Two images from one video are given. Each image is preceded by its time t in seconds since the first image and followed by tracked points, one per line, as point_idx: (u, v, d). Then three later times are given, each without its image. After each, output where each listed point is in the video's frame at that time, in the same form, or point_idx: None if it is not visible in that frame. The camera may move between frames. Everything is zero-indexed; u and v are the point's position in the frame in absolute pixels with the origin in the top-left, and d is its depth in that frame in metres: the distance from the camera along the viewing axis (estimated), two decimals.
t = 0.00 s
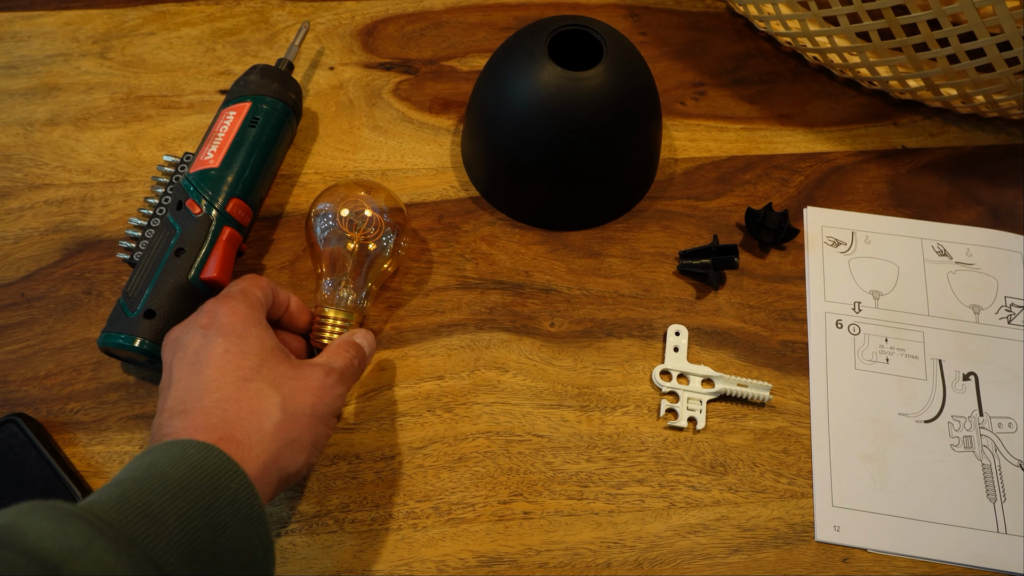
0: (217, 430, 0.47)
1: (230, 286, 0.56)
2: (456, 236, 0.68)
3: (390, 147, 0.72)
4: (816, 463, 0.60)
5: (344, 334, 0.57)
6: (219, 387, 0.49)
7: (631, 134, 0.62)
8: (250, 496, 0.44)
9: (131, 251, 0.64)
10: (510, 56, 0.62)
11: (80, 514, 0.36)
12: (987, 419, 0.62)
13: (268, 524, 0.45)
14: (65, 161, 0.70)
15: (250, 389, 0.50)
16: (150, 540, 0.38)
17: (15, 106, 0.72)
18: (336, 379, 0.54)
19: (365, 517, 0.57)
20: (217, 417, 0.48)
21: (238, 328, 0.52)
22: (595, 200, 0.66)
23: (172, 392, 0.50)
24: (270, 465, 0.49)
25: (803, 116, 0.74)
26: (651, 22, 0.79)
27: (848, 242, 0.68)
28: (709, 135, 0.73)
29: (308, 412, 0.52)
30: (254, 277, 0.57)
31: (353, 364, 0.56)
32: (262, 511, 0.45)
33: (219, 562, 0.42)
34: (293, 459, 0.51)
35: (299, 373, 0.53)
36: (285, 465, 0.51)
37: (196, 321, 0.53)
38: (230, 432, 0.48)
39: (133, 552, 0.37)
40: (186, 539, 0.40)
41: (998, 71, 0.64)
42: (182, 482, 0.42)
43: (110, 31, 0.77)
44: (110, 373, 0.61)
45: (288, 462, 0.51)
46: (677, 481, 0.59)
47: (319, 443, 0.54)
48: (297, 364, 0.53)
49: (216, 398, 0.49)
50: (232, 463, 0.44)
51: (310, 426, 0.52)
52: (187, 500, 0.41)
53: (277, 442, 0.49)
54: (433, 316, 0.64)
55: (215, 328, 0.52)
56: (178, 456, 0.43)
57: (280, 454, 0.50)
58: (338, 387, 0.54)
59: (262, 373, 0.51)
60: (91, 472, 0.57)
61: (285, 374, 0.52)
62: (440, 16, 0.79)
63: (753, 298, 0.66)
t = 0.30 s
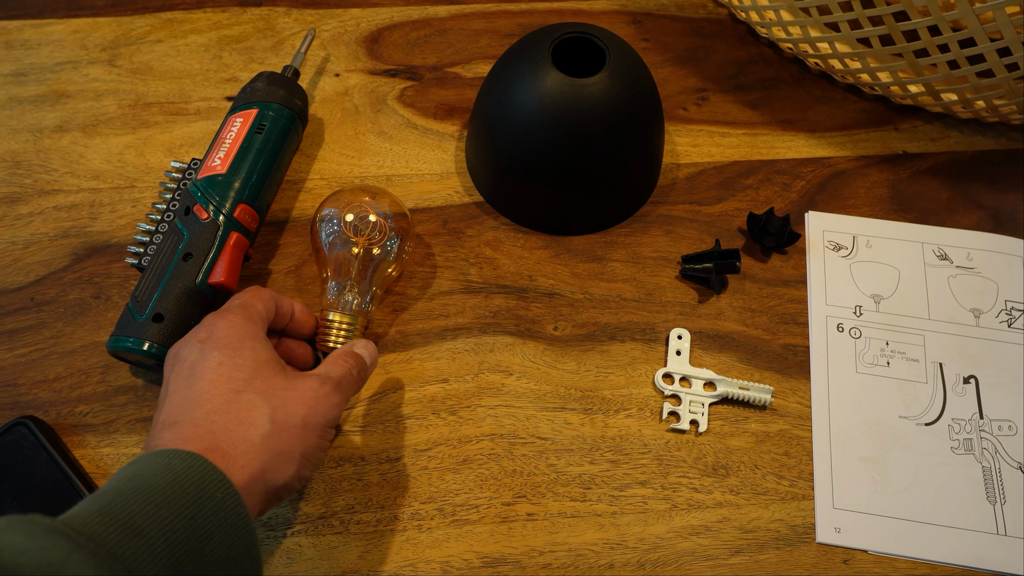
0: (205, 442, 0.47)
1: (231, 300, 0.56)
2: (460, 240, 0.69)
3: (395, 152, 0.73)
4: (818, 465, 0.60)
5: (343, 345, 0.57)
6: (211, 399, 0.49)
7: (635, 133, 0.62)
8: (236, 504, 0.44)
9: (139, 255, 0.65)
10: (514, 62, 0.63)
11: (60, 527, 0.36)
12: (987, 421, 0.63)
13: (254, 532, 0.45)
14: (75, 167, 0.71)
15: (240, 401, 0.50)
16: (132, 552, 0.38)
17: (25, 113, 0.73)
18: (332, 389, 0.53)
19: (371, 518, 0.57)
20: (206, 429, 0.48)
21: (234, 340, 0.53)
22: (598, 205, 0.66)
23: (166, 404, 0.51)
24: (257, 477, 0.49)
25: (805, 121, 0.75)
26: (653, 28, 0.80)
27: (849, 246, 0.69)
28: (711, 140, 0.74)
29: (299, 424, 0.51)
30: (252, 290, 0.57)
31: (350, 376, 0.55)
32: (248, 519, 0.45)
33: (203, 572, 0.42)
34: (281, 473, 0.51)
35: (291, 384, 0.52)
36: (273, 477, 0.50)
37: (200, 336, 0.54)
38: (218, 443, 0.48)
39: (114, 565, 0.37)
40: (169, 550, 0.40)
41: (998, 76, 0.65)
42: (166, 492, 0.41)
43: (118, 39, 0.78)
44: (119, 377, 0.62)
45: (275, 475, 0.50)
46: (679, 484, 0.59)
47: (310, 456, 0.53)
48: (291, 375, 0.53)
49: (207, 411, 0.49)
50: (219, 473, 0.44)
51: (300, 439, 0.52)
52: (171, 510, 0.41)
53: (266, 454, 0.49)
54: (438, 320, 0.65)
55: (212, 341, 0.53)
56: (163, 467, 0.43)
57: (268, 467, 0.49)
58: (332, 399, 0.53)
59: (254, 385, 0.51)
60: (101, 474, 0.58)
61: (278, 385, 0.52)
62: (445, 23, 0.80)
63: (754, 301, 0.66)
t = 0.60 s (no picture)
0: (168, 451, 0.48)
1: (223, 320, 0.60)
2: (466, 245, 0.70)
3: (401, 159, 0.74)
4: (819, 466, 0.61)
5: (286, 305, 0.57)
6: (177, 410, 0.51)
7: (638, 140, 0.64)
8: (206, 508, 0.44)
9: (151, 259, 0.66)
10: (519, 70, 0.65)
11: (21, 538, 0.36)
12: (987, 423, 0.63)
13: (226, 535, 0.45)
14: (89, 174, 0.72)
15: (199, 407, 0.51)
16: (98, 561, 0.38)
17: (40, 121, 0.75)
18: (269, 360, 0.53)
19: (378, 517, 0.58)
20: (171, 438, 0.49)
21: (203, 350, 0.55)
22: (601, 210, 0.68)
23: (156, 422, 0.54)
24: (225, 472, 0.49)
25: (805, 128, 0.76)
26: (655, 37, 0.81)
27: (849, 250, 0.70)
28: (713, 146, 0.75)
29: (257, 411, 0.51)
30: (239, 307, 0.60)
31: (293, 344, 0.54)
32: (219, 522, 0.45)
33: None
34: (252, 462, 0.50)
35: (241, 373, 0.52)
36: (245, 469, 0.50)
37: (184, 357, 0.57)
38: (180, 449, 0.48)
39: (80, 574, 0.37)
40: (136, 557, 0.40)
41: (994, 84, 0.66)
42: (133, 500, 0.41)
43: (132, 49, 0.79)
44: (132, 378, 0.63)
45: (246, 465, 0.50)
46: (682, 484, 0.60)
47: (280, 437, 0.53)
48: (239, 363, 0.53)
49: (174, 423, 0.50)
50: (187, 475, 0.44)
51: (263, 425, 0.51)
52: (140, 517, 0.41)
53: (228, 450, 0.49)
54: (444, 322, 0.66)
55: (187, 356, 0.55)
56: (130, 474, 0.43)
57: (235, 461, 0.49)
58: (284, 380, 0.53)
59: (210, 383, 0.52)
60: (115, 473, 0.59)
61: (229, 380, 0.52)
62: (450, 32, 0.81)
63: (756, 305, 0.68)
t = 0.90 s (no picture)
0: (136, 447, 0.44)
1: (111, 263, 0.51)
2: (484, 245, 0.70)
3: (421, 159, 0.75)
4: (833, 472, 0.62)
5: (235, 291, 0.55)
6: (130, 394, 0.45)
7: (654, 152, 0.65)
8: (184, 516, 0.43)
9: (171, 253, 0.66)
10: (542, 72, 0.65)
11: None
12: (1000, 433, 0.64)
13: (203, 540, 0.44)
14: (114, 167, 0.73)
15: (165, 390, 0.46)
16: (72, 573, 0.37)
17: (67, 114, 0.76)
18: (246, 347, 0.52)
19: (395, 512, 0.59)
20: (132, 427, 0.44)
21: (129, 323, 0.48)
22: (619, 213, 0.68)
23: (70, 406, 0.46)
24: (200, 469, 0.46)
25: (821, 136, 0.77)
26: (673, 44, 0.82)
27: (864, 258, 0.70)
28: (729, 152, 0.76)
29: (234, 397, 0.49)
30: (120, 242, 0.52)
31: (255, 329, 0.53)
32: (196, 527, 0.43)
33: None
34: (224, 455, 0.49)
35: (215, 359, 0.49)
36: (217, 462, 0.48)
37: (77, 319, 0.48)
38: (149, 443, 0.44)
39: None
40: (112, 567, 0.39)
41: (1010, 96, 0.67)
42: (108, 505, 0.40)
43: (157, 45, 0.80)
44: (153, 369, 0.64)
45: (220, 459, 0.48)
46: (696, 485, 0.61)
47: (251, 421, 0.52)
48: (209, 347, 0.50)
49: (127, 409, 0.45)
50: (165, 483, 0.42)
51: (238, 408, 0.50)
52: (115, 525, 0.39)
53: (205, 443, 0.47)
54: (462, 321, 0.67)
55: (105, 327, 0.47)
56: (102, 476, 0.40)
57: (210, 446, 0.47)
58: (255, 368, 0.52)
59: (179, 366, 0.48)
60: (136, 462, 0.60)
61: (198, 364, 0.48)
62: (471, 35, 0.82)
63: (771, 310, 0.68)
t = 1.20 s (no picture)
0: (135, 392, 0.51)
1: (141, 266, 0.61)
2: (521, 257, 0.70)
3: (457, 170, 0.75)
4: (876, 491, 0.61)
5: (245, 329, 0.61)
6: (137, 354, 0.53)
7: (694, 154, 0.63)
8: (170, 457, 0.47)
9: (210, 262, 0.66)
10: (580, 84, 0.65)
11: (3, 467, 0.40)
12: None
13: (189, 485, 0.48)
14: (151, 176, 0.73)
15: (162, 359, 0.53)
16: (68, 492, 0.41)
17: (104, 123, 0.76)
18: (246, 360, 0.58)
19: (435, 527, 0.59)
20: (136, 378, 0.52)
21: (149, 301, 0.57)
22: (658, 226, 0.68)
23: (83, 363, 0.54)
24: (187, 426, 0.52)
25: (858, 150, 0.76)
26: (707, 56, 0.82)
27: (904, 274, 0.70)
28: (766, 165, 0.75)
29: (218, 385, 0.55)
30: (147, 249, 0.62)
31: (253, 343, 0.59)
32: (182, 470, 0.47)
33: (141, 517, 0.44)
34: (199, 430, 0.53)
35: (214, 348, 0.57)
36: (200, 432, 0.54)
37: (102, 301, 0.57)
38: (146, 389, 0.51)
39: (52, 504, 0.40)
40: (103, 494, 0.43)
41: None
42: (103, 442, 0.44)
43: (192, 54, 0.81)
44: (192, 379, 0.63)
45: (206, 427, 0.54)
46: (738, 504, 0.60)
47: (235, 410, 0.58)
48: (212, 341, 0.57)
49: (133, 364, 0.52)
50: (153, 424, 0.47)
51: (220, 396, 0.55)
52: (108, 457, 0.44)
53: (195, 405, 0.53)
54: (500, 333, 0.67)
55: (126, 302, 0.56)
56: (96, 417, 0.46)
57: (187, 417, 0.52)
58: (246, 367, 0.58)
59: (185, 341, 0.56)
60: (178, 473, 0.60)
61: (201, 346, 0.56)
62: (504, 45, 0.82)
63: (811, 326, 0.68)
